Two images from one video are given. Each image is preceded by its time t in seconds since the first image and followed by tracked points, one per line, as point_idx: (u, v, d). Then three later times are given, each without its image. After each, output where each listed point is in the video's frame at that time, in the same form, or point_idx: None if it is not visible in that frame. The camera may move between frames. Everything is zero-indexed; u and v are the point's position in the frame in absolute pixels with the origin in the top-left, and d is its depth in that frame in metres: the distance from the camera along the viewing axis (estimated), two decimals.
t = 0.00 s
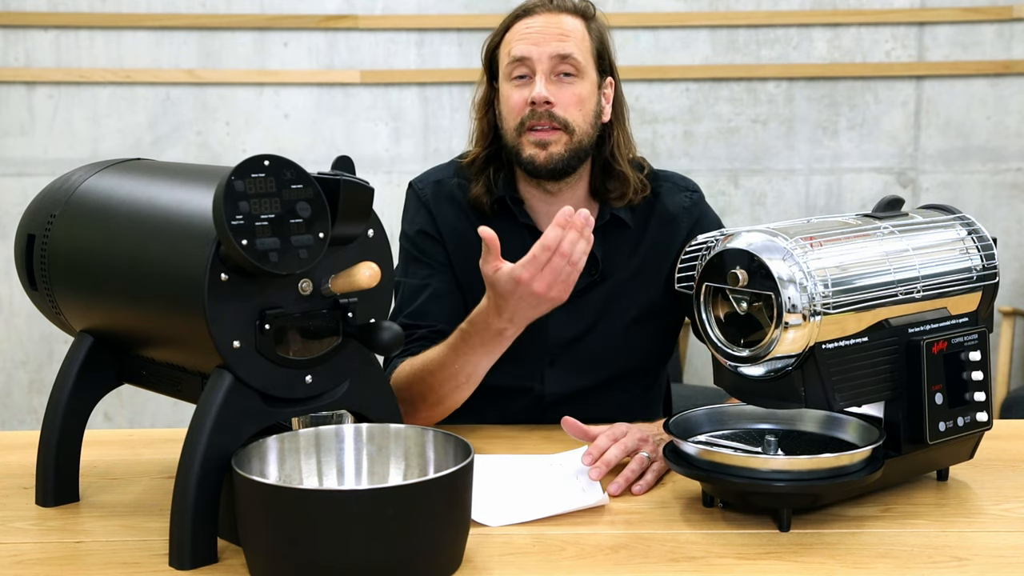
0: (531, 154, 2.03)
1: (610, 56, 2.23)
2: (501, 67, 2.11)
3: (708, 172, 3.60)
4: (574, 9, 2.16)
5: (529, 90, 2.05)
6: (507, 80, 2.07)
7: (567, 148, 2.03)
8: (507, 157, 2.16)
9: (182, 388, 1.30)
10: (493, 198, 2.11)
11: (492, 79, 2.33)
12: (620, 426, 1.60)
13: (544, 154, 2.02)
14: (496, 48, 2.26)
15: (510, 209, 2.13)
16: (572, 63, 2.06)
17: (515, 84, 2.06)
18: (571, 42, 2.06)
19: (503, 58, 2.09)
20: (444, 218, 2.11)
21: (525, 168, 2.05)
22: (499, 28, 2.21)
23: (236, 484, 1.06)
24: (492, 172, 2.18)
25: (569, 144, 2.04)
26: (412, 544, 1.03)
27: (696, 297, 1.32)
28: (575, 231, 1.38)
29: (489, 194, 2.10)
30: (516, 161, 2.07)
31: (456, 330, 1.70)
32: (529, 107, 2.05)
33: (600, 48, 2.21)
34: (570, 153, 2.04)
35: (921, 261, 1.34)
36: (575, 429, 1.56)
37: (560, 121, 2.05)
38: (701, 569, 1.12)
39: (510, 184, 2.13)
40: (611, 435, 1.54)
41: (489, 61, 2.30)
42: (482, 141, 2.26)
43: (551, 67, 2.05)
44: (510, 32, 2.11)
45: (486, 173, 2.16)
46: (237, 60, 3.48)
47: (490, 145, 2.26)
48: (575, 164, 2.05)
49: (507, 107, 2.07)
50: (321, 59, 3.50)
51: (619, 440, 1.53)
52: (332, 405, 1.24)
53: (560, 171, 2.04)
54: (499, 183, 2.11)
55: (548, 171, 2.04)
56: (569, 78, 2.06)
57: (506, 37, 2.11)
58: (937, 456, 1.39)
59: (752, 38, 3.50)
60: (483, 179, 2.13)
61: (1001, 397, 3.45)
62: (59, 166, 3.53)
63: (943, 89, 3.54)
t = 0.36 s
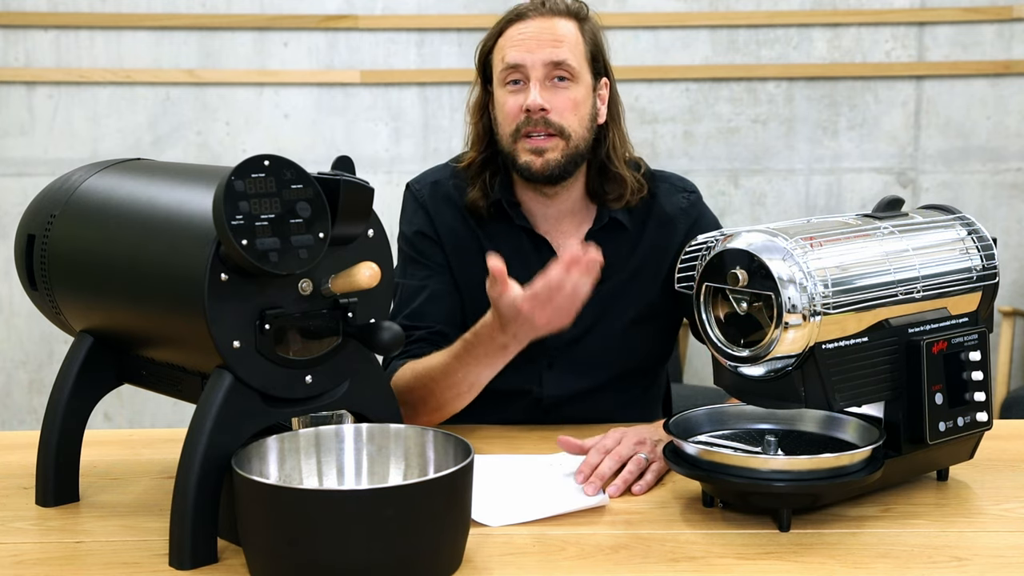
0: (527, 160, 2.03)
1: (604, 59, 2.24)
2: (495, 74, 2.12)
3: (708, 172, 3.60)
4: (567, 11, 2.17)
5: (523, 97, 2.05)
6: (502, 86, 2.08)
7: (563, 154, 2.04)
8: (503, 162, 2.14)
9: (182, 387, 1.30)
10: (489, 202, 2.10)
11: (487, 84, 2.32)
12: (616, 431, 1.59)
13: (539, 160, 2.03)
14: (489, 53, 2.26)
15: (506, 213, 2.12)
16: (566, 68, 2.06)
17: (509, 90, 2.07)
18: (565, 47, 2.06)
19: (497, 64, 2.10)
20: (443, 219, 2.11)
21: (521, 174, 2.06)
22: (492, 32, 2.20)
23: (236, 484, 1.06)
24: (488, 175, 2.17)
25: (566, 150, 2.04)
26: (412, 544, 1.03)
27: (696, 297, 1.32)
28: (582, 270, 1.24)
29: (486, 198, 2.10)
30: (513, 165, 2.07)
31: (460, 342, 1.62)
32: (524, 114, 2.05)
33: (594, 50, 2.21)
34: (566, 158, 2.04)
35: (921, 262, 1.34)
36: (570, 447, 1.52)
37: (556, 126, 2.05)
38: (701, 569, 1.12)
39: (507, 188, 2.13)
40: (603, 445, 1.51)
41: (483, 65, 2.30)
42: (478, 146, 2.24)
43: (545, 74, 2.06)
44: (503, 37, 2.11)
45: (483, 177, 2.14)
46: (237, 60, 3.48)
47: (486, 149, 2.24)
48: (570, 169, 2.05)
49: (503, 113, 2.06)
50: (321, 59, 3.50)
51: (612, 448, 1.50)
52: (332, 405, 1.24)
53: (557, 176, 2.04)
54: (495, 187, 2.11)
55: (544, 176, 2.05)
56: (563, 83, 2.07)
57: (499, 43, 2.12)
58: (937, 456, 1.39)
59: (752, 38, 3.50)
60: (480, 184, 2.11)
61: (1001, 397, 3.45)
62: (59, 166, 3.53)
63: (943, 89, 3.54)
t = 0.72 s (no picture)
0: (530, 152, 2.03)
1: (605, 52, 2.23)
2: (497, 69, 2.12)
3: (708, 172, 3.60)
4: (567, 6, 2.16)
5: (525, 90, 2.06)
6: (503, 80, 2.08)
7: (566, 145, 2.04)
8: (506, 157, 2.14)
9: (181, 387, 1.30)
10: (492, 196, 2.10)
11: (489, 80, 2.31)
12: (610, 433, 1.58)
13: (543, 151, 2.03)
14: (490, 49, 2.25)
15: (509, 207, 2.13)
16: (567, 62, 2.06)
17: (510, 84, 2.07)
18: (566, 41, 2.06)
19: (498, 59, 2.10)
20: (445, 217, 2.12)
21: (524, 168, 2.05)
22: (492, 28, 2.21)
23: (235, 484, 1.06)
24: (490, 171, 2.17)
25: (568, 141, 2.05)
26: (412, 545, 1.03)
27: (696, 296, 1.32)
28: (596, 356, 1.22)
29: (488, 193, 2.11)
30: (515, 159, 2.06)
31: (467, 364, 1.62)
32: (526, 106, 2.06)
33: (594, 45, 2.20)
34: (569, 150, 2.04)
35: (921, 262, 1.34)
36: (566, 466, 1.46)
37: (558, 118, 2.06)
38: (701, 569, 1.12)
39: (509, 182, 2.13)
40: (599, 447, 1.49)
41: (484, 61, 2.30)
42: (480, 142, 2.25)
43: (547, 67, 2.07)
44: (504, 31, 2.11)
45: (486, 173, 2.15)
46: (237, 60, 3.48)
47: (488, 145, 2.25)
48: (573, 161, 2.05)
49: (505, 107, 2.07)
50: (321, 59, 3.50)
51: (609, 449, 1.49)
52: (331, 406, 1.24)
53: (558, 171, 2.04)
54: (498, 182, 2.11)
55: (547, 170, 2.04)
56: (565, 76, 2.07)
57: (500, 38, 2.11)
58: (937, 456, 1.39)
59: (752, 38, 3.50)
60: (482, 179, 2.13)
61: (1001, 397, 3.45)
62: (59, 166, 3.53)
63: (943, 89, 3.54)
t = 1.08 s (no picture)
0: (540, 148, 2.03)
1: (617, 51, 2.24)
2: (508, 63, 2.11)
3: (708, 172, 3.60)
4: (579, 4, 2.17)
5: (537, 85, 2.05)
6: (515, 75, 2.08)
7: (575, 143, 2.04)
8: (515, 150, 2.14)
9: (181, 387, 1.30)
10: (498, 189, 2.10)
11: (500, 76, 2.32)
12: (611, 433, 1.58)
13: (552, 148, 2.03)
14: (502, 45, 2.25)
15: (516, 200, 2.12)
16: (579, 58, 2.06)
17: (522, 79, 2.06)
18: (579, 38, 2.06)
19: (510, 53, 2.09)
20: (448, 209, 2.13)
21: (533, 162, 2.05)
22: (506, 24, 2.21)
23: (235, 484, 1.06)
24: (497, 165, 2.16)
25: (578, 138, 2.04)
26: (412, 545, 1.03)
27: (696, 297, 1.32)
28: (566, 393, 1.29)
29: (495, 185, 2.11)
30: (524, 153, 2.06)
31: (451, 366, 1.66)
32: (538, 101, 2.06)
33: (606, 44, 2.20)
34: (578, 147, 2.04)
35: (921, 261, 1.34)
36: (566, 466, 1.46)
37: (568, 114, 2.06)
38: (701, 569, 1.12)
39: (517, 176, 2.13)
40: (599, 447, 1.49)
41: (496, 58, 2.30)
42: (489, 137, 2.24)
43: (559, 63, 2.06)
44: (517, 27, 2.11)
45: (493, 166, 2.15)
46: (237, 60, 3.48)
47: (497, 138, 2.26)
48: (582, 158, 2.05)
49: (516, 101, 2.07)
50: (321, 59, 3.50)
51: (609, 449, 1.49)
52: (331, 406, 1.24)
53: (569, 168, 2.04)
54: (506, 175, 2.11)
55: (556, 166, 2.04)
56: (577, 72, 2.07)
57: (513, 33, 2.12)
58: (937, 456, 1.39)
59: (752, 38, 3.50)
60: (489, 172, 2.12)
61: (1001, 397, 3.45)
62: (59, 166, 3.53)
63: (943, 89, 3.54)
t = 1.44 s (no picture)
0: (540, 153, 2.04)
1: (619, 56, 2.24)
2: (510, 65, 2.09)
3: (708, 172, 3.60)
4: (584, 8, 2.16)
5: (539, 90, 2.03)
6: (517, 78, 2.06)
7: (575, 148, 2.05)
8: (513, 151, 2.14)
9: (181, 387, 1.30)
10: (495, 189, 2.10)
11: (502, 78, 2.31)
12: (611, 433, 1.58)
13: (552, 153, 2.04)
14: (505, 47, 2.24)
15: (513, 200, 2.12)
16: (582, 64, 2.04)
17: (524, 83, 2.04)
18: (583, 43, 2.04)
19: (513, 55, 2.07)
20: (441, 214, 2.13)
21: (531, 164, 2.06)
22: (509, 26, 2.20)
23: (236, 484, 1.06)
24: (495, 166, 2.17)
25: (577, 144, 2.05)
26: (411, 544, 1.03)
27: (696, 297, 1.32)
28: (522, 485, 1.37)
29: (492, 186, 2.10)
30: (524, 158, 2.07)
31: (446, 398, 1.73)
32: (539, 106, 2.04)
33: (609, 47, 2.21)
34: (578, 153, 2.05)
35: (921, 262, 1.34)
36: (566, 467, 1.46)
37: (571, 121, 2.05)
38: (701, 569, 1.12)
39: (514, 177, 2.13)
40: (599, 446, 1.49)
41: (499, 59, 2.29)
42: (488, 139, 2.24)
43: (562, 68, 2.04)
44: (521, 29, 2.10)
45: (490, 167, 2.15)
46: (237, 60, 3.48)
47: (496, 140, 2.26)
48: (581, 163, 2.07)
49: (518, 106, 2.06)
50: (321, 59, 3.50)
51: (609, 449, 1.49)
52: (331, 406, 1.24)
53: (568, 171, 2.06)
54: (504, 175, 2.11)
55: (557, 170, 2.05)
56: (579, 78, 2.05)
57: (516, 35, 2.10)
58: (937, 456, 1.39)
59: (752, 38, 3.50)
60: (486, 172, 2.13)
61: (1001, 397, 3.45)
62: (58, 166, 3.53)
63: (943, 89, 3.54)
